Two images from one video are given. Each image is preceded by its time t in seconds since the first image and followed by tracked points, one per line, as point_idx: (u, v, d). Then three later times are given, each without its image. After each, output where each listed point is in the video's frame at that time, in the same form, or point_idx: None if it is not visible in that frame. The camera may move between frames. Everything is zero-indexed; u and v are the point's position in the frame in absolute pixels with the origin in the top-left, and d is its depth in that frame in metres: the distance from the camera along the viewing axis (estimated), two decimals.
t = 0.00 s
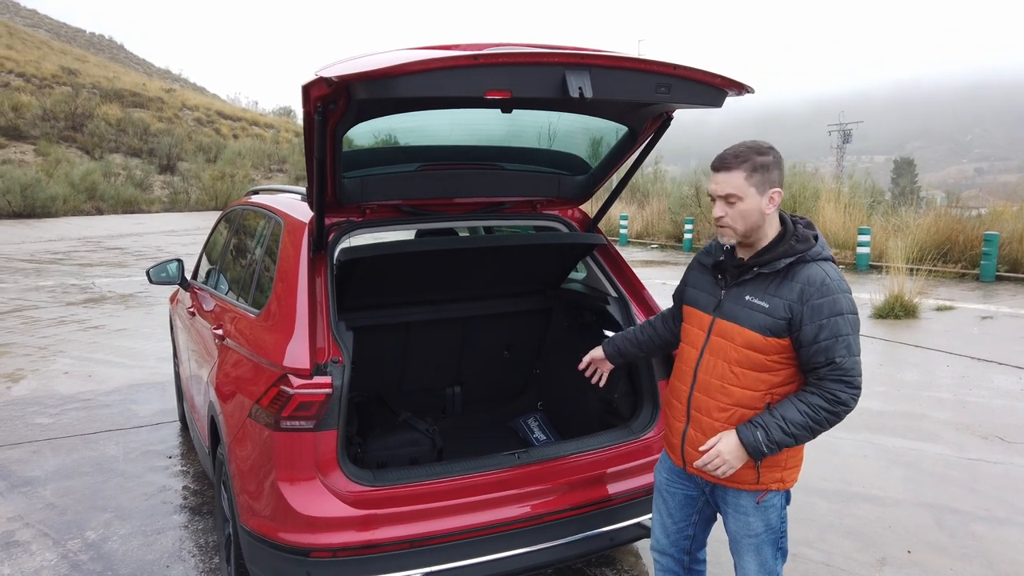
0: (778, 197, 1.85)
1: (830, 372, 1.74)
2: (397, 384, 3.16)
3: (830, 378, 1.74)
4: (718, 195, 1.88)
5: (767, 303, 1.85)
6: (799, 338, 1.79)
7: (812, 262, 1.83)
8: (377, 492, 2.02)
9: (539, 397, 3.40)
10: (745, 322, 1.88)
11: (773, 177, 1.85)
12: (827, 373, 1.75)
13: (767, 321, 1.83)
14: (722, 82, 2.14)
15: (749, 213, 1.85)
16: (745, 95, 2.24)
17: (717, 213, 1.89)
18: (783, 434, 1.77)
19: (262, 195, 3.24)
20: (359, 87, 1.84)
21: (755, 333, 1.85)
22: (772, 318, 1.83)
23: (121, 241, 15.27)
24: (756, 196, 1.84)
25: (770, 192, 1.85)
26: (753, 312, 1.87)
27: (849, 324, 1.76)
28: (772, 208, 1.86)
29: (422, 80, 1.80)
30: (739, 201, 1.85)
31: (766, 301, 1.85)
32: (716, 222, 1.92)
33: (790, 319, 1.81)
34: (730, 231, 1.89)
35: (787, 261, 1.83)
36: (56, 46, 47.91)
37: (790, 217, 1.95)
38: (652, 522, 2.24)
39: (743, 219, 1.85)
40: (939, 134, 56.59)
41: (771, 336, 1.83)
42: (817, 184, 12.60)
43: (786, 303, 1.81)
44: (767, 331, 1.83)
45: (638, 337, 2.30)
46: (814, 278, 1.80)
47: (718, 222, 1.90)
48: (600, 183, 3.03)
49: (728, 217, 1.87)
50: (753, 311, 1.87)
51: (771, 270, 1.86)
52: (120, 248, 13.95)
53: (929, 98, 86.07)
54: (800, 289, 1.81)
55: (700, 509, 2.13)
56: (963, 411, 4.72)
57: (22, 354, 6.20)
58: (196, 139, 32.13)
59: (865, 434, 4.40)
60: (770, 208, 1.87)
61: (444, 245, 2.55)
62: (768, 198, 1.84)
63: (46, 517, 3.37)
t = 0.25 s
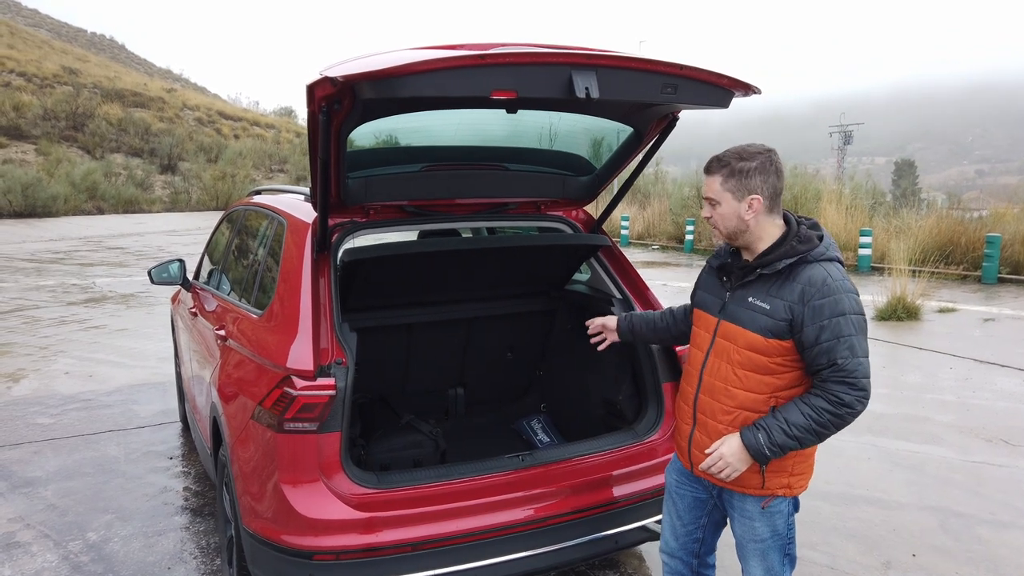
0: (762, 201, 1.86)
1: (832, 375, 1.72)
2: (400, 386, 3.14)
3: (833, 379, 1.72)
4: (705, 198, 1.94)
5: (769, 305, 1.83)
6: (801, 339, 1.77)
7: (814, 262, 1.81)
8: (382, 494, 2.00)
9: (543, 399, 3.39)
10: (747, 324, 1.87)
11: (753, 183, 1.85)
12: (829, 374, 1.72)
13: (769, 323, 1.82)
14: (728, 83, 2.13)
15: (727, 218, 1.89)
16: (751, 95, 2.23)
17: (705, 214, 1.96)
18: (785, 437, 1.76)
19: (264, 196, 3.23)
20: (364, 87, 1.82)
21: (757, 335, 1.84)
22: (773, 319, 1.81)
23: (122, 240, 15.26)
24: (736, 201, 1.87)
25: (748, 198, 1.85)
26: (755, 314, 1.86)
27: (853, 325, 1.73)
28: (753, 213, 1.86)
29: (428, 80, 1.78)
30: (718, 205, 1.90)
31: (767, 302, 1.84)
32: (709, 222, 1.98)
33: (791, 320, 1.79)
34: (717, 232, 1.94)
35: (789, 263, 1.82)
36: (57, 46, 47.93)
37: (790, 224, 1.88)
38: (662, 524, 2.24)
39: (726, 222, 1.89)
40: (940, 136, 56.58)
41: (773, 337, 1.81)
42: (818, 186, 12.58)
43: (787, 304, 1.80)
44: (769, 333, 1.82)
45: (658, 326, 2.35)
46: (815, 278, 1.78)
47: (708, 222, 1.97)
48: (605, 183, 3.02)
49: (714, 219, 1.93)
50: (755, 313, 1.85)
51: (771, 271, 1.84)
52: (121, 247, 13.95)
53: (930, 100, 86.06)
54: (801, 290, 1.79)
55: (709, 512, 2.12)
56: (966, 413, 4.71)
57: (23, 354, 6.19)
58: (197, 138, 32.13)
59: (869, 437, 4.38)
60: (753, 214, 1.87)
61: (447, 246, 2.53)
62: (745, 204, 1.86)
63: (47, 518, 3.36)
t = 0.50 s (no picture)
0: (763, 203, 1.84)
1: (826, 378, 1.70)
2: (400, 386, 3.13)
3: (827, 383, 1.70)
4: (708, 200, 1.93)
5: (769, 307, 1.82)
6: (800, 342, 1.76)
7: (816, 264, 1.79)
8: (382, 496, 1.99)
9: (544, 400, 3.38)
10: (748, 326, 1.85)
11: (753, 186, 1.83)
12: (824, 378, 1.71)
13: (769, 325, 1.81)
14: (733, 83, 2.11)
15: (728, 221, 1.87)
16: (756, 95, 2.21)
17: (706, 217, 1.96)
18: (776, 438, 1.75)
19: (265, 195, 3.21)
20: (365, 86, 1.81)
21: (757, 337, 1.83)
22: (773, 321, 1.80)
23: (122, 239, 15.25)
24: (738, 204, 1.85)
25: (749, 201, 1.84)
26: (756, 316, 1.84)
27: (851, 329, 1.71)
28: (754, 216, 1.85)
29: (430, 79, 1.77)
30: (719, 209, 1.89)
31: (768, 304, 1.82)
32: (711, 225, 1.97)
33: (790, 323, 1.78)
34: (719, 235, 1.93)
35: (790, 265, 1.81)
36: (59, 44, 47.95)
37: (790, 227, 1.86)
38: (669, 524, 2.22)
39: (727, 225, 1.88)
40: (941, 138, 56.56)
41: (773, 339, 1.80)
42: (820, 187, 12.57)
43: (787, 306, 1.78)
44: (769, 335, 1.81)
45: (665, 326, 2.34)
46: (815, 281, 1.77)
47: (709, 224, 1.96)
48: (608, 184, 3.01)
49: (716, 221, 1.91)
50: (756, 315, 1.84)
51: (773, 273, 1.83)
52: (121, 246, 13.94)
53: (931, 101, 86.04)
54: (801, 292, 1.78)
55: (715, 514, 2.11)
56: (968, 416, 4.69)
57: (22, 352, 6.18)
58: (198, 137, 32.13)
59: (871, 439, 4.37)
60: (754, 217, 1.85)
61: (448, 246, 2.52)
62: (745, 207, 1.84)
63: (46, 518, 3.34)
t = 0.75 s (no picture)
0: (770, 205, 1.82)
1: (831, 379, 1.69)
2: (401, 386, 3.12)
3: (833, 384, 1.68)
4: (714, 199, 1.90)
5: (772, 308, 1.80)
6: (803, 343, 1.74)
7: (818, 265, 1.77)
8: (381, 496, 1.98)
9: (545, 400, 3.37)
10: (751, 327, 1.84)
11: (763, 185, 1.82)
12: (829, 379, 1.69)
13: (772, 326, 1.79)
14: (736, 82, 2.10)
15: (736, 220, 1.85)
16: (759, 95, 2.20)
17: (711, 216, 1.93)
18: (782, 441, 1.73)
19: (266, 193, 3.20)
20: (366, 83, 1.79)
21: (760, 338, 1.81)
22: (777, 323, 1.78)
23: (125, 237, 15.26)
24: (745, 204, 1.83)
25: (758, 200, 1.82)
26: (759, 317, 1.83)
27: (856, 329, 1.69)
28: (763, 215, 1.83)
29: (430, 77, 1.75)
30: (727, 208, 1.86)
31: (771, 305, 1.81)
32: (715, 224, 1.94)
33: (794, 324, 1.76)
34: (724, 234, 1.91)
35: (791, 266, 1.79)
36: (63, 42, 48.06)
37: (797, 227, 1.85)
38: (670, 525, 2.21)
39: (733, 225, 1.86)
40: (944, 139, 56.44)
41: (777, 340, 1.79)
42: (823, 188, 12.54)
43: (790, 307, 1.77)
44: (772, 336, 1.79)
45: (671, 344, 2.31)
46: (818, 281, 1.75)
47: (714, 224, 1.93)
48: (610, 183, 2.99)
49: (721, 221, 1.89)
50: (759, 316, 1.82)
51: (776, 274, 1.82)
52: (124, 244, 13.95)
53: (935, 102, 85.85)
54: (803, 293, 1.76)
55: (717, 514, 2.10)
56: (972, 417, 4.67)
57: (24, 350, 6.18)
58: (201, 136, 32.16)
59: (874, 440, 4.35)
60: (763, 217, 1.83)
61: (450, 246, 2.51)
62: (755, 206, 1.82)
63: (46, 516, 3.34)
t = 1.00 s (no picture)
0: (806, 205, 1.84)
1: (840, 376, 1.69)
2: (401, 386, 3.12)
3: (842, 380, 1.69)
4: (759, 196, 1.80)
5: (779, 307, 1.80)
6: (812, 341, 1.74)
7: (824, 263, 1.77)
8: (381, 495, 1.98)
9: (546, 400, 3.37)
10: (758, 327, 1.83)
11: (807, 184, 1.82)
12: (838, 376, 1.70)
13: (780, 326, 1.78)
14: (739, 82, 2.09)
15: (786, 219, 1.80)
16: (761, 95, 2.19)
17: (752, 215, 1.81)
18: (791, 436, 1.73)
19: (267, 192, 3.20)
20: (366, 82, 1.79)
21: (768, 338, 1.80)
22: (785, 322, 1.78)
23: (127, 236, 15.29)
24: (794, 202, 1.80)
25: (803, 198, 1.82)
26: (766, 317, 1.82)
27: (863, 327, 1.70)
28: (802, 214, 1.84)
29: (431, 76, 1.75)
30: (778, 206, 1.79)
31: (778, 304, 1.80)
32: (745, 224, 1.83)
33: (802, 322, 1.76)
34: (763, 234, 1.81)
35: (798, 265, 1.79)
36: (66, 41, 48.14)
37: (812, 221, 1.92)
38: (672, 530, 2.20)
39: (780, 224, 1.79)
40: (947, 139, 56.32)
41: (785, 340, 1.78)
42: (825, 188, 12.52)
43: (798, 306, 1.76)
44: (780, 336, 1.78)
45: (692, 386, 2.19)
46: (825, 280, 1.75)
47: (751, 224, 1.82)
48: (611, 183, 2.98)
49: (765, 219, 1.80)
50: (766, 316, 1.82)
51: (783, 274, 1.81)
52: (126, 243, 13.97)
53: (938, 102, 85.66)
54: (811, 292, 1.76)
55: (719, 518, 2.09)
56: (974, 418, 4.66)
57: (26, 348, 6.19)
58: (204, 135, 32.20)
59: (875, 441, 4.33)
60: (800, 215, 1.84)
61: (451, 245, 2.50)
62: (801, 204, 1.82)
63: (47, 514, 3.34)
